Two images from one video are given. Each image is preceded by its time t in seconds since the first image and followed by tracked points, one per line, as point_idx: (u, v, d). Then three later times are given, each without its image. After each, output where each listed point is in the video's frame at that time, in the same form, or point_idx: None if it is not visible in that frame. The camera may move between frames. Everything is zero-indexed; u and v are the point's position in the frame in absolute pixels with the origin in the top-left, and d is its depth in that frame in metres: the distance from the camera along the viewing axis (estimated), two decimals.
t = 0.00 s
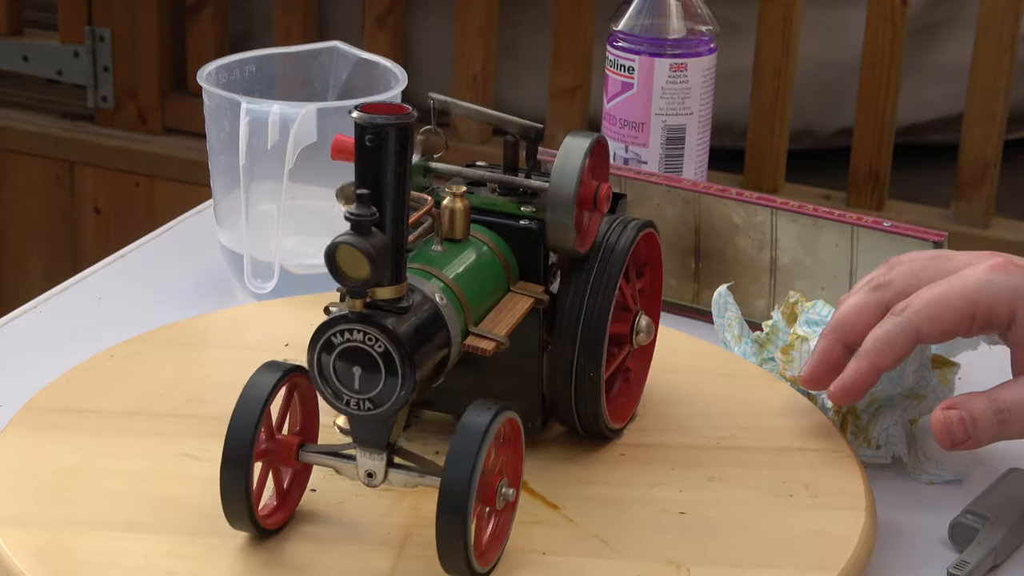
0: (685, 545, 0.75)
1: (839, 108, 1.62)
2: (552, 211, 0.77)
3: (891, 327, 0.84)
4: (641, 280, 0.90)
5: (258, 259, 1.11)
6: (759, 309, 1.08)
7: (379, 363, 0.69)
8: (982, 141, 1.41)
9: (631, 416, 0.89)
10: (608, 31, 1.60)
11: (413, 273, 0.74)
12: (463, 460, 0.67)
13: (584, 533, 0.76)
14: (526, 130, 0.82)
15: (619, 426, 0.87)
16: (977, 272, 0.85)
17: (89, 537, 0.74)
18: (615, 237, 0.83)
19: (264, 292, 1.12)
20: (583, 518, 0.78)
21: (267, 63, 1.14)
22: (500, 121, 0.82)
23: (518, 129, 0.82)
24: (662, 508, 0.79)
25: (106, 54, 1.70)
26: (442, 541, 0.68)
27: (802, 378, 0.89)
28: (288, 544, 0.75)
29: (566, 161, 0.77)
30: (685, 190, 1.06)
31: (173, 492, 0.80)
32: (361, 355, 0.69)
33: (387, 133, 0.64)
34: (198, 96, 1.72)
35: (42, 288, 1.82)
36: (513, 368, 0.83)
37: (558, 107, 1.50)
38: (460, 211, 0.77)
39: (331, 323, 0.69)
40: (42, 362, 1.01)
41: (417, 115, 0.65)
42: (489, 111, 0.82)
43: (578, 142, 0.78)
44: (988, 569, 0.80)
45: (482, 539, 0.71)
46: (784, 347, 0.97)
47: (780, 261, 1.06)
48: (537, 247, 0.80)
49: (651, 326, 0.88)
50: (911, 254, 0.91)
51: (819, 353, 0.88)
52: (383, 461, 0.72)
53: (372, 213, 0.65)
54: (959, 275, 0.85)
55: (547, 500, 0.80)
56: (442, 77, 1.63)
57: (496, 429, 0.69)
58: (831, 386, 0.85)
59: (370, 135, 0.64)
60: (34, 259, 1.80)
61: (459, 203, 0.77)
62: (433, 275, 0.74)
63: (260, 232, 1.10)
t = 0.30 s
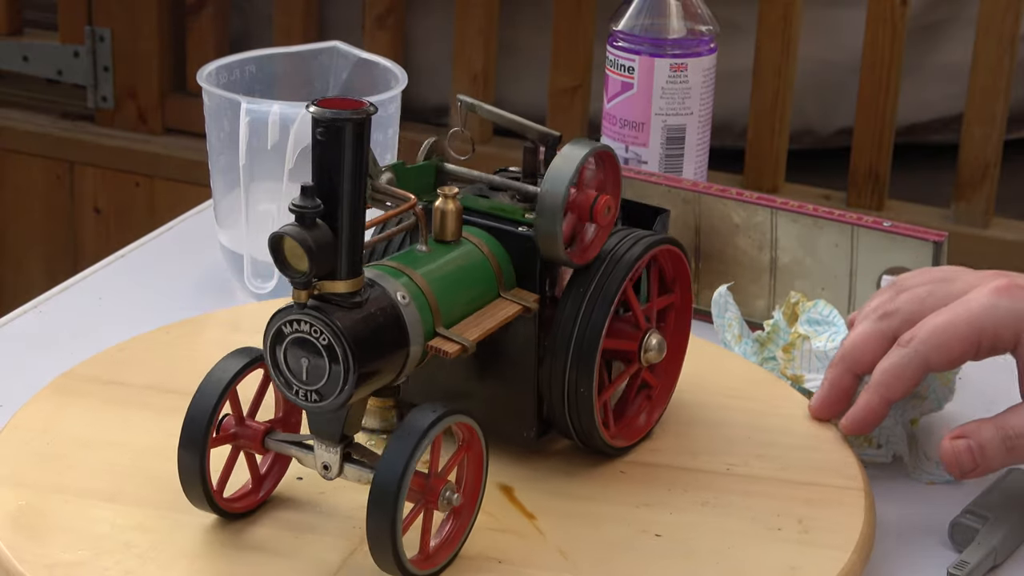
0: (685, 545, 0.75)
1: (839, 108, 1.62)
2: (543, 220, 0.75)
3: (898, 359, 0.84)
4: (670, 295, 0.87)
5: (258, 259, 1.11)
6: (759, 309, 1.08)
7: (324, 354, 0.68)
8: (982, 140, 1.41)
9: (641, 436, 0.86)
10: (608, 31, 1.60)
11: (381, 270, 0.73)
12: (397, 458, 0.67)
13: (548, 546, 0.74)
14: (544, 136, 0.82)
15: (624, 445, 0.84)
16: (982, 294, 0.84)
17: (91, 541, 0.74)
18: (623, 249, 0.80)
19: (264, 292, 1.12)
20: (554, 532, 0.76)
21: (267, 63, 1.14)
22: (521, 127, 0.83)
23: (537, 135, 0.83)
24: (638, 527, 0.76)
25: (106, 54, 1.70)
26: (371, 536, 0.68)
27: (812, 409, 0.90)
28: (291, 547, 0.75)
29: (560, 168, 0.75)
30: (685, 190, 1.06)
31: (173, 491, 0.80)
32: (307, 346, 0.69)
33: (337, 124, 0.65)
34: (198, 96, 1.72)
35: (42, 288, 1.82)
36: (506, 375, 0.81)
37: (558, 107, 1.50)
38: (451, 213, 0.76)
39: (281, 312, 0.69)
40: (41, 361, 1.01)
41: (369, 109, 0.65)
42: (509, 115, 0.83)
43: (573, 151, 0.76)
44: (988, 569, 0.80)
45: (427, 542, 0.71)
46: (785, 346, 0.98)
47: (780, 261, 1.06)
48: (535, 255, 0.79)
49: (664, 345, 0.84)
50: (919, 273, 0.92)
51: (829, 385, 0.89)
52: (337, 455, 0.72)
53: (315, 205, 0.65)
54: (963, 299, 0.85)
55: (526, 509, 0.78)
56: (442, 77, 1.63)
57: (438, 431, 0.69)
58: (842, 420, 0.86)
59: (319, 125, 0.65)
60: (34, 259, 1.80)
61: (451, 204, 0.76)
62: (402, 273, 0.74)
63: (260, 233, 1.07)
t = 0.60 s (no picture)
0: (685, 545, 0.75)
1: (838, 109, 1.62)
2: (535, 224, 0.74)
3: (923, 385, 0.82)
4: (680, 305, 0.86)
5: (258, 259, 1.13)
6: (759, 309, 1.08)
7: (299, 350, 0.68)
8: (982, 140, 1.41)
9: (647, 445, 0.85)
10: (608, 31, 1.60)
11: (367, 268, 0.73)
12: (365, 454, 0.67)
13: (529, 550, 0.74)
14: (552, 139, 0.82)
15: (625, 455, 0.83)
16: (1000, 316, 0.82)
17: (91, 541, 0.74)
18: (624, 255, 0.79)
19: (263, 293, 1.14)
20: (538, 537, 0.75)
21: (267, 63, 1.14)
22: (528, 129, 0.82)
23: (545, 139, 0.82)
24: (623, 537, 0.75)
25: (106, 54, 1.70)
26: (337, 531, 0.68)
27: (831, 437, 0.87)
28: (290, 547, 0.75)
29: (553, 172, 0.74)
30: (685, 191, 1.06)
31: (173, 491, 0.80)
32: (283, 340, 0.69)
33: (317, 119, 0.65)
34: (198, 97, 1.72)
35: (41, 288, 1.82)
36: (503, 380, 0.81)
37: (558, 106, 1.50)
38: (446, 214, 0.76)
39: (259, 306, 0.69)
40: (41, 362, 1.01)
41: (349, 106, 0.66)
42: (518, 119, 0.82)
43: (569, 157, 0.74)
44: (988, 569, 0.80)
45: (401, 541, 0.71)
46: (784, 347, 0.98)
47: (780, 261, 1.06)
48: (531, 259, 0.78)
49: (666, 353, 0.83)
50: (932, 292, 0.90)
51: (847, 412, 0.86)
52: (317, 449, 0.73)
53: (290, 201, 0.66)
54: (982, 322, 0.83)
55: (514, 513, 0.78)
56: (442, 77, 1.63)
57: (409, 427, 0.69)
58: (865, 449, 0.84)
59: (298, 119, 0.65)
60: (34, 259, 1.80)
61: (447, 205, 0.76)
62: (387, 274, 0.73)
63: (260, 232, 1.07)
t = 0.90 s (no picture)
0: (684, 546, 0.75)
1: (839, 109, 1.62)
2: (528, 227, 0.74)
3: (931, 386, 0.82)
4: (689, 313, 0.85)
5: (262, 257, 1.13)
6: (759, 309, 1.09)
7: (277, 344, 0.69)
8: (982, 141, 1.41)
9: (648, 453, 0.84)
10: (608, 31, 1.60)
11: (354, 265, 0.73)
12: (337, 449, 0.68)
13: (508, 554, 0.74)
14: (558, 143, 0.81)
15: (623, 463, 0.83)
16: (1007, 313, 0.82)
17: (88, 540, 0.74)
18: (625, 260, 0.79)
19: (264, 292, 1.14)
20: (523, 542, 0.75)
21: (268, 63, 1.14)
22: (535, 132, 0.82)
23: (551, 143, 0.81)
24: (608, 546, 0.75)
25: (106, 54, 1.70)
26: (307, 524, 0.68)
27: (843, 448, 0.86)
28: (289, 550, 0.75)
29: (548, 175, 0.74)
30: (685, 190, 1.06)
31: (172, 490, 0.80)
32: (263, 334, 0.69)
33: (297, 115, 0.65)
34: (198, 97, 1.72)
35: (41, 288, 1.82)
36: (502, 384, 0.81)
37: (558, 106, 1.50)
38: (443, 214, 0.76)
39: (242, 299, 0.70)
40: (40, 361, 1.01)
41: (332, 103, 0.65)
42: (525, 121, 0.81)
43: (566, 162, 0.74)
44: (988, 569, 0.79)
45: (376, 539, 0.71)
46: (784, 347, 0.98)
47: (780, 261, 1.06)
48: (527, 261, 0.77)
49: (667, 362, 0.83)
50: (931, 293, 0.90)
51: (856, 421, 0.85)
52: (299, 443, 0.72)
53: (267, 196, 0.66)
54: (986, 320, 0.82)
55: (501, 516, 0.78)
56: (442, 77, 1.63)
57: (384, 425, 0.69)
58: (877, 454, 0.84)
59: (279, 115, 0.65)
60: (35, 259, 1.80)
61: (443, 205, 0.76)
62: (377, 271, 0.73)
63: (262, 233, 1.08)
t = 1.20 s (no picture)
0: (684, 544, 0.75)
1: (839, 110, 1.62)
2: (528, 226, 0.74)
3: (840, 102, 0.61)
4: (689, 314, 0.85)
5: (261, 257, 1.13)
6: (759, 309, 1.08)
7: (276, 344, 0.69)
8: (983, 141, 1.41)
9: (648, 454, 0.84)
10: (608, 31, 1.60)
11: (353, 265, 0.73)
12: (336, 449, 0.68)
13: (507, 554, 0.74)
14: (558, 143, 0.81)
15: (623, 464, 0.83)
16: (986, 142, 0.73)
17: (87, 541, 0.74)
18: (625, 260, 0.79)
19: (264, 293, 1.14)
20: (522, 542, 0.75)
21: (268, 62, 1.14)
22: (536, 132, 0.82)
23: (551, 143, 0.81)
24: (608, 546, 0.75)
25: (106, 54, 1.70)
26: (305, 523, 0.68)
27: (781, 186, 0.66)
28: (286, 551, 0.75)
29: (548, 174, 0.74)
30: (685, 190, 1.06)
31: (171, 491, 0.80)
32: (262, 334, 0.69)
33: (296, 115, 0.64)
34: (198, 97, 1.72)
35: (41, 288, 1.82)
36: (502, 384, 0.81)
37: (559, 106, 1.50)
38: (443, 214, 0.76)
39: (241, 298, 0.70)
40: (39, 362, 1.01)
41: (331, 102, 0.65)
42: (525, 121, 0.81)
43: (565, 160, 0.74)
44: (988, 569, 0.79)
45: (374, 539, 0.71)
46: (784, 347, 0.98)
47: (780, 261, 1.06)
48: (526, 261, 0.77)
49: (667, 363, 0.82)
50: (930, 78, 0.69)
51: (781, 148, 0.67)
52: (297, 443, 0.72)
53: (266, 195, 0.66)
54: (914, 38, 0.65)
55: (501, 516, 0.78)
56: (442, 77, 1.63)
57: (382, 425, 0.69)
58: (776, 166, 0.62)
59: (277, 115, 0.65)
60: (34, 259, 1.80)
61: (443, 205, 0.76)
62: (376, 272, 0.73)
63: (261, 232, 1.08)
